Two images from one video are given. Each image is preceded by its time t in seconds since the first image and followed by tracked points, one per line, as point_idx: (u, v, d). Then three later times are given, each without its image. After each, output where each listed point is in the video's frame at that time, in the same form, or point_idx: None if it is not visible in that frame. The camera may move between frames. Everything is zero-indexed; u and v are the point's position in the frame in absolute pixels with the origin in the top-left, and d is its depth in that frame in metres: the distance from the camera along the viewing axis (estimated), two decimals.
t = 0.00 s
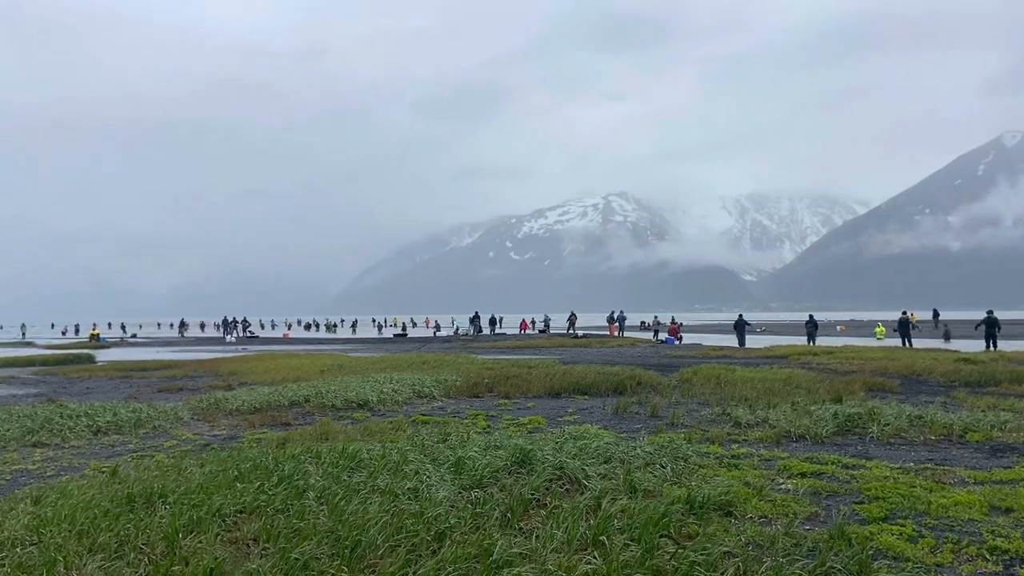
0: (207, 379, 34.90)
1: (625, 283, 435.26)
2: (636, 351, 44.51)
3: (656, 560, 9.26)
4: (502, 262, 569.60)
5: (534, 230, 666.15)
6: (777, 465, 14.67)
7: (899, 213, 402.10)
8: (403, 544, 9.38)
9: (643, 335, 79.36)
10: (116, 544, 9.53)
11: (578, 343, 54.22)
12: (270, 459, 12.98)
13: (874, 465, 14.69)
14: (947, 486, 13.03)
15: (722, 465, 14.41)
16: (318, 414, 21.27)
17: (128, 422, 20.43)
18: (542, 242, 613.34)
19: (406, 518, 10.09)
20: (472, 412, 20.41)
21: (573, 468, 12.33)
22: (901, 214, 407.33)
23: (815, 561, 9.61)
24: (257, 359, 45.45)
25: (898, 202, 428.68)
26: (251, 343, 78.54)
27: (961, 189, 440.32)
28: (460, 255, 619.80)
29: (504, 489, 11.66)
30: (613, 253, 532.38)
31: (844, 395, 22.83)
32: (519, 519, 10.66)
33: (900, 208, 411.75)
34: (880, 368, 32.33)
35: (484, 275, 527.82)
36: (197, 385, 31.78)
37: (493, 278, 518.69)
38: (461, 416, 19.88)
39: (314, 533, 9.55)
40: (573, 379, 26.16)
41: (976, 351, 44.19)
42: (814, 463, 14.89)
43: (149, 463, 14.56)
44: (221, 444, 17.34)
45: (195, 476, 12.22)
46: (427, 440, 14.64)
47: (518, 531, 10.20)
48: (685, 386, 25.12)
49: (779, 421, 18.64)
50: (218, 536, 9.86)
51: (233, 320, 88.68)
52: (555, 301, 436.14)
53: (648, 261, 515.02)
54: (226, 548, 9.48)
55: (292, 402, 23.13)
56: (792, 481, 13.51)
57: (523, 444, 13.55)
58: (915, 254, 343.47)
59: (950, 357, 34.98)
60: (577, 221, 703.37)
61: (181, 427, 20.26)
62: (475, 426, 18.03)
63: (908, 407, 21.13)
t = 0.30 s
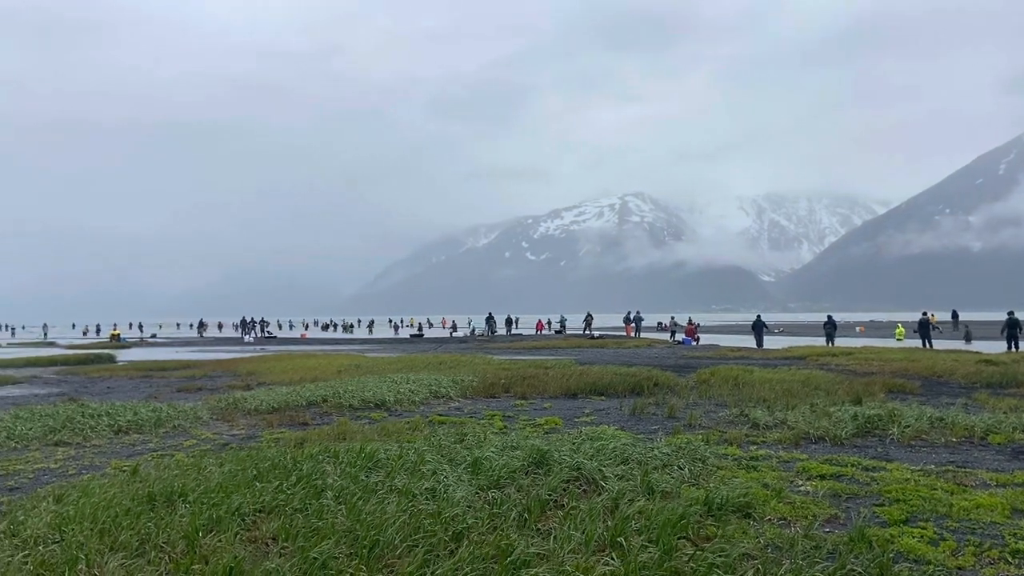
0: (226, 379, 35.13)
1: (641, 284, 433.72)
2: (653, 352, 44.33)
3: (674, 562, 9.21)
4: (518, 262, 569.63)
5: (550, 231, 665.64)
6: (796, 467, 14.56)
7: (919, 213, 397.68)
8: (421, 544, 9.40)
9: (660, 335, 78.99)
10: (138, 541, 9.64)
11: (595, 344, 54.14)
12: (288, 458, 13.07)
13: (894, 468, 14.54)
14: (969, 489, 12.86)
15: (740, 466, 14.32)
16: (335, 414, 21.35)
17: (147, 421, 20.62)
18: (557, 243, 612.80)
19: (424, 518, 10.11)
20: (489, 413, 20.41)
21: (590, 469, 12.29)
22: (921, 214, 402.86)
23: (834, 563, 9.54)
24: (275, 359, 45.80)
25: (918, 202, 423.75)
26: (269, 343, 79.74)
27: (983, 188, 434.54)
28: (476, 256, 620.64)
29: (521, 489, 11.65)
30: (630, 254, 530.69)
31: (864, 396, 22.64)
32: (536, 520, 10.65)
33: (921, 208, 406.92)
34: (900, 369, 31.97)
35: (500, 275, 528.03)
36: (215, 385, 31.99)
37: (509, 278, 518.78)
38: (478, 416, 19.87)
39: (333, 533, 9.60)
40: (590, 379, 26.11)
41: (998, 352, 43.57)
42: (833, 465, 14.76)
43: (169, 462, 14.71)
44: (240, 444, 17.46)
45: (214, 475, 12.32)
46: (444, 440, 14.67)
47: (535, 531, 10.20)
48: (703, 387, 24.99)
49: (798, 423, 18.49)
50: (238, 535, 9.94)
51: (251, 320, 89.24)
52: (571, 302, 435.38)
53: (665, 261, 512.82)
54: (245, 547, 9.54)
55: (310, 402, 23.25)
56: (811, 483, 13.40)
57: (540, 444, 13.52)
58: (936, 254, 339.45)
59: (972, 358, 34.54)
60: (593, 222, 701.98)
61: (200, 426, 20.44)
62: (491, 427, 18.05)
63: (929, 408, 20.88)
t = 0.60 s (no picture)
0: (244, 378, 35.37)
1: (657, 284, 432.19)
2: (670, 353, 44.07)
3: (693, 563, 9.16)
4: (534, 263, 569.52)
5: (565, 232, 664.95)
6: (815, 469, 14.43)
7: (939, 212, 392.93)
8: (439, 544, 9.41)
9: (677, 336, 78.56)
10: (158, 540, 9.72)
11: (611, 345, 53.98)
12: (307, 458, 13.15)
13: (915, 469, 14.37)
14: (991, 491, 12.68)
15: (759, 468, 14.21)
16: (352, 414, 21.43)
17: (167, 420, 20.79)
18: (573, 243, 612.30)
19: (441, 518, 10.12)
20: (506, 413, 20.39)
21: (607, 470, 12.24)
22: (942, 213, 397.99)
23: (855, 566, 9.43)
24: (292, 359, 46.09)
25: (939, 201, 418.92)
26: (286, 343, 80.43)
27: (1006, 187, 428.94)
28: (492, 256, 621.06)
29: (539, 490, 11.63)
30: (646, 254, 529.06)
31: (884, 397, 22.42)
32: (554, 521, 10.61)
33: (942, 207, 402.11)
34: (920, 370, 31.60)
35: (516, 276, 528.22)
36: (233, 385, 32.21)
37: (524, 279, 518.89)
38: (495, 416, 19.86)
39: (351, 532, 9.63)
40: (606, 380, 26.05)
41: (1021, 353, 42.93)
42: (853, 466, 14.61)
43: (188, 461, 14.81)
44: (258, 443, 17.55)
45: (234, 474, 12.40)
46: (461, 440, 14.68)
47: (552, 532, 10.17)
48: (720, 388, 24.85)
49: (817, 424, 18.33)
50: (257, 534, 9.99)
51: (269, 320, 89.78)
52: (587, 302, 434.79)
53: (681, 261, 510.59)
54: (265, 546, 9.60)
55: (328, 402, 23.36)
56: (831, 485, 13.27)
57: (556, 445, 13.48)
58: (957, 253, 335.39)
59: (995, 360, 34.01)
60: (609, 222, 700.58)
61: (219, 426, 20.60)
62: (508, 427, 18.05)
63: (950, 410, 20.60)
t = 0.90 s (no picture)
0: (262, 378, 35.61)
1: (673, 285, 430.48)
2: (687, 353, 43.91)
3: (711, 565, 9.10)
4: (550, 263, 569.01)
5: (581, 232, 664.06)
6: (834, 471, 14.30)
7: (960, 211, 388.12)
8: (456, 544, 9.42)
9: (694, 337, 78.28)
10: (178, 538, 9.81)
11: (628, 346, 53.78)
12: (324, 458, 13.22)
13: (936, 472, 14.20)
14: (1014, 493, 12.51)
15: (778, 469, 14.11)
16: (369, 414, 21.50)
17: (186, 420, 20.96)
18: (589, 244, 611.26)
19: (458, 518, 10.12)
20: (522, 413, 20.38)
21: (624, 470, 12.18)
22: (963, 213, 393.07)
23: (875, 568, 9.34)
24: (309, 359, 46.35)
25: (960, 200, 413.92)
26: (304, 343, 80.99)
27: None
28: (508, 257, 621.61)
29: (556, 491, 11.61)
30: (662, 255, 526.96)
31: (904, 399, 22.18)
32: (572, 522, 10.57)
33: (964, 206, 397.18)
34: (941, 371, 31.20)
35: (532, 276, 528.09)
36: (251, 384, 32.43)
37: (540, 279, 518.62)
38: (511, 417, 19.86)
39: (368, 531, 9.66)
40: (623, 381, 25.95)
41: None
42: (874, 468, 14.45)
43: (207, 460, 14.93)
44: (275, 443, 17.64)
45: (252, 473, 12.48)
46: (478, 441, 14.69)
47: (569, 533, 10.13)
48: (738, 389, 24.70)
49: (836, 426, 18.16)
50: (275, 533, 10.04)
51: (286, 321, 90.33)
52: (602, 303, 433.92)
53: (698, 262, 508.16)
54: (283, 545, 9.65)
55: (345, 401, 23.46)
56: (850, 487, 13.13)
57: (573, 446, 13.43)
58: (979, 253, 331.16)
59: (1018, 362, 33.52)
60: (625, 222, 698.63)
61: (238, 425, 20.78)
62: (525, 428, 18.06)
63: (972, 411, 20.34)
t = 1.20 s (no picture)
0: (281, 378, 35.88)
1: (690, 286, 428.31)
2: (705, 354, 43.76)
3: (730, 567, 9.05)
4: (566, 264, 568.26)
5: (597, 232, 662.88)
6: (854, 472, 14.16)
7: (982, 211, 383.36)
8: (474, 544, 9.42)
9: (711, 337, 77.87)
10: (199, 537, 9.89)
11: (644, 346, 53.62)
12: (342, 457, 13.28)
13: (959, 474, 14.02)
14: None
15: (797, 471, 13.99)
16: (387, 414, 21.60)
17: (207, 419, 21.16)
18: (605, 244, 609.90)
19: (476, 519, 10.13)
20: (539, 414, 20.37)
21: (642, 472, 12.14)
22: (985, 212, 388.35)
23: (896, 571, 9.25)
24: (327, 359, 46.61)
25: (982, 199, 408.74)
26: (321, 343, 81.46)
27: None
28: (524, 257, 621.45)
29: (573, 491, 11.59)
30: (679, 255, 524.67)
31: (925, 400, 21.93)
32: (590, 523, 10.54)
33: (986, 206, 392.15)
34: (963, 373, 30.83)
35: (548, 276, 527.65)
36: (270, 384, 32.66)
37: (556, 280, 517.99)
38: (528, 417, 19.86)
39: (387, 531, 9.70)
40: (640, 381, 25.89)
41: None
42: (894, 470, 14.31)
43: (227, 459, 15.08)
44: (294, 442, 17.77)
45: (271, 472, 12.57)
46: (495, 441, 14.70)
47: (587, 533, 10.11)
48: (756, 390, 24.55)
49: (857, 427, 17.99)
50: (294, 532, 10.10)
51: (304, 321, 90.91)
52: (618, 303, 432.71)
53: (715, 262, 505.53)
54: (302, 544, 9.70)
55: (363, 401, 23.58)
56: (871, 489, 13.00)
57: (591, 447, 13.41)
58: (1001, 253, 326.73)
59: None
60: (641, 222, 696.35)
61: (257, 424, 20.97)
62: (542, 428, 18.05)
63: (994, 413, 20.08)
